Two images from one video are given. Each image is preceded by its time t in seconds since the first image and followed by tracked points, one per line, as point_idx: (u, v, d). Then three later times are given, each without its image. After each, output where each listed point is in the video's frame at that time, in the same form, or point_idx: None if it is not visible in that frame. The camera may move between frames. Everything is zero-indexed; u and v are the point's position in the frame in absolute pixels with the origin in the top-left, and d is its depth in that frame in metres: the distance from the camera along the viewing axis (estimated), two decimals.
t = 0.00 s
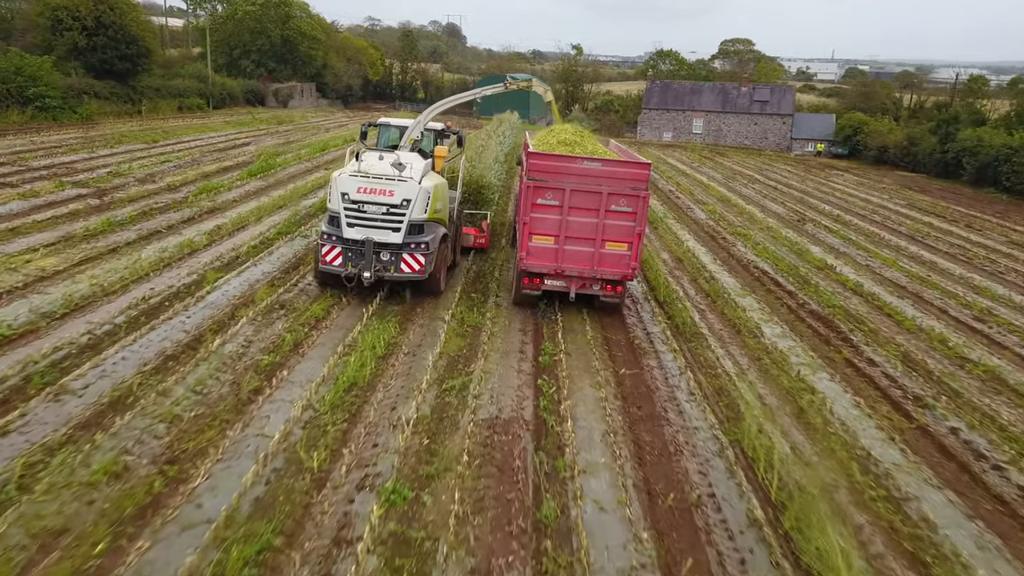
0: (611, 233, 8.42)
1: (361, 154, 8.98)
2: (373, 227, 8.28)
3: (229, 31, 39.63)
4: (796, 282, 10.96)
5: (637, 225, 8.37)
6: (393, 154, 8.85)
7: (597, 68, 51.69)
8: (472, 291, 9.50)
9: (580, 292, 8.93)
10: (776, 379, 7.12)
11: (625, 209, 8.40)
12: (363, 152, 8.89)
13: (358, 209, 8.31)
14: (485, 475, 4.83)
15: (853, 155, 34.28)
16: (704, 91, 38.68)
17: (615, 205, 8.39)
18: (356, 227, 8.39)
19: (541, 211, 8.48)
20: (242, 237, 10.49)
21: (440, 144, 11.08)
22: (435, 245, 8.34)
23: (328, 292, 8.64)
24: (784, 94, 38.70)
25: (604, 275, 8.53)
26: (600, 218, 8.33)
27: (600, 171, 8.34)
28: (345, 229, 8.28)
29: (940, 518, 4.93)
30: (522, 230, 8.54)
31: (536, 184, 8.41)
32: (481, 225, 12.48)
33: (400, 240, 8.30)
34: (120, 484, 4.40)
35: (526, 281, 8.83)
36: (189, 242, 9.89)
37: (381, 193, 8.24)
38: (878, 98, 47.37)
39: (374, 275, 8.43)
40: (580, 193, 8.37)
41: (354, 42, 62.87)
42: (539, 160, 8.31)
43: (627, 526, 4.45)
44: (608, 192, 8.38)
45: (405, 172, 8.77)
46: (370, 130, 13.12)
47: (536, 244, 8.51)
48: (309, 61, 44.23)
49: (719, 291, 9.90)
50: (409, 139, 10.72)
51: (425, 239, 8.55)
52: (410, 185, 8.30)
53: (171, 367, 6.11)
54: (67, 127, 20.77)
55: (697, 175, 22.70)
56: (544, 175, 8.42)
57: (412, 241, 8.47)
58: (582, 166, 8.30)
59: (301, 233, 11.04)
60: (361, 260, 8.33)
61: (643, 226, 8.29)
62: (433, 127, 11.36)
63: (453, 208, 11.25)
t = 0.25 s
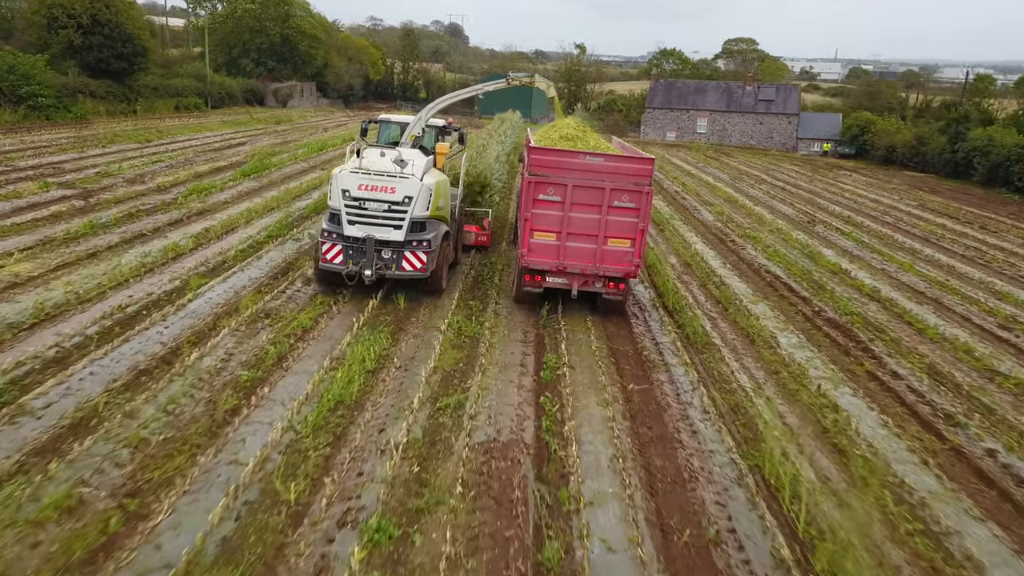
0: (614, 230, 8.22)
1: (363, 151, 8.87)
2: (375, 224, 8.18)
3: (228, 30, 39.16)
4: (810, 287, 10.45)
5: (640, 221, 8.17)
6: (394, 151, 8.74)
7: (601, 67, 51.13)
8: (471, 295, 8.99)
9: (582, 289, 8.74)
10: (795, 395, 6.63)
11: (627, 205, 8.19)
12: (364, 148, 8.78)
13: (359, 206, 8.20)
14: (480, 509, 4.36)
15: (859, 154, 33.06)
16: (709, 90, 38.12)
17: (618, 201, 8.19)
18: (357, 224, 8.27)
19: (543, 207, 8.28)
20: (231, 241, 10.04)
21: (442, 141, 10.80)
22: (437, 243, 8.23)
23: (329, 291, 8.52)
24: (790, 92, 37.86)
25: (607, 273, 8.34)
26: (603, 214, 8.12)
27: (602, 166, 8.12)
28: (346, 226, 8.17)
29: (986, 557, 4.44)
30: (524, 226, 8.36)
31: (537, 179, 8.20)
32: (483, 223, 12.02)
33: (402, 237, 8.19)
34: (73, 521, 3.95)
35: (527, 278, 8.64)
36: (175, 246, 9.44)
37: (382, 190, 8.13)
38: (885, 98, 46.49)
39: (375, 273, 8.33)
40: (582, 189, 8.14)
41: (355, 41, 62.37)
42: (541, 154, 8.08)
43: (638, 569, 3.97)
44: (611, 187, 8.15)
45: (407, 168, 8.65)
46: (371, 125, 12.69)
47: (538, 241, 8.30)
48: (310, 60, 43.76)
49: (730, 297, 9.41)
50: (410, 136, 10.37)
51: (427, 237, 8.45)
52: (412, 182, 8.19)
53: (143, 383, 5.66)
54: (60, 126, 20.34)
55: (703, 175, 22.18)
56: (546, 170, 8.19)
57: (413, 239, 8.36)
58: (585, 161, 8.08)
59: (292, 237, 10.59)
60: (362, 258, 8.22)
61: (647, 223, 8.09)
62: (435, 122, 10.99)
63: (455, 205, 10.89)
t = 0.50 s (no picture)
0: (617, 227, 8.10)
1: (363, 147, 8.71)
2: (376, 221, 8.02)
3: (228, 29, 38.74)
4: (825, 292, 9.97)
5: (643, 218, 8.06)
6: (395, 147, 8.57)
7: (604, 67, 50.62)
8: (469, 298, 8.46)
9: (584, 287, 8.63)
10: (817, 413, 6.16)
11: (630, 202, 8.07)
12: (365, 144, 8.61)
13: (360, 202, 8.04)
14: (475, 549, 3.90)
15: (866, 154, 32.21)
16: (713, 90, 37.59)
17: (620, 198, 8.07)
18: (357, 221, 8.11)
19: (545, 204, 8.17)
20: (219, 245, 9.61)
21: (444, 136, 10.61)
22: (440, 240, 8.08)
23: (329, 288, 8.36)
24: (795, 92, 37.33)
25: (609, 270, 8.23)
26: (605, 211, 8.01)
27: (605, 162, 7.98)
28: (347, 223, 8.00)
29: None
30: (525, 223, 8.25)
31: (539, 176, 8.07)
32: (485, 221, 11.60)
33: (403, 234, 8.04)
34: (14, 565, 3.50)
35: (529, 276, 8.53)
36: (159, 250, 9.00)
37: (383, 186, 7.97)
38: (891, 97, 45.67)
39: (376, 270, 8.17)
40: (585, 186, 8.02)
41: (357, 41, 61.92)
42: (543, 150, 7.94)
43: None
44: (613, 184, 8.02)
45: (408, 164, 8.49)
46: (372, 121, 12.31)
47: (540, 238, 8.19)
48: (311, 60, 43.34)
49: (742, 304, 8.94)
50: (411, 132, 10.07)
51: (428, 233, 8.29)
52: (413, 178, 8.02)
53: (111, 401, 5.21)
54: (53, 126, 19.92)
55: (709, 175, 21.68)
56: (548, 166, 8.06)
57: (415, 235, 8.21)
58: (587, 157, 7.94)
59: (284, 241, 10.15)
60: (363, 255, 8.07)
61: (650, 220, 7.98)
62: (436, 118, 10.65)
63: (456, 202, 10.58)
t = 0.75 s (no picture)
0: (619, 225, 8.00)
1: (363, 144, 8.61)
2: (376, 219, 7.90)
3: (228, 29, 38.38)
4: (839, 300, 9.50)
5: (646, 216, 7.94)
6: (396, 145, 8.47)
7: (607, 68, 50.24)
8: (468, 305, 8.00)
9: (587, 285, 8.52)
10: (840, 434, 5.71)
11: (633, 199, 7.96)
12: (365, 142, 8.52)
13: (360, 200, 7.92)
14: None
15: (873, 156, 31.40)
16: (717, 90, 37.11)
17: (623, 195, 7.96)
18: (358, 218, 7.99)
19: (547, 201, 8.08)
20: (206, 250, 9.19)
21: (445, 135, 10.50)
22: (440, 237, 7.94)
23: (330, 286, 8.24)
24: (800, 94, 36.73)
25: (611, 268, 8.14)
26: (608, 209, 7.91)
27: (608, 159, 7.88)
28: (347, 221, 7.89)
29: None
30: (527, 220, 8.16)
31: (541, 173, 7.98)
32: (488, 219, 11.19)
33: (404, 231, 7.91)
34: None
35: (530, 274, 8.45)
36: (142, 256, 8.59)
37: (383, 183, 7.85)
38: (895, 97, 44.82)
39: (376, 269, 8.04)
40: (587, 183, 7.91)
41: (358, 42, 61.56)
42: (545, 147, 7.85)
43: None
44: (616, 182, 7.92)
45: (409, 162, 8.38)
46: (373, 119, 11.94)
47: (542, 236, 8.10)
48: (311, 61, 42.98)
49: (754, 313, 8.49)
50: (413, 129, 9.86)
51: (429, 231, 8.15)
52: (414, 175, 7.90)
53: (76, 423, 4.80)
54: (46, 126, 19.55)
55: (714, 177, 21.23)
56: (550, 163, 7.96)
57: (415, 233, 8.07)
58: (589, 154, 7.83)
59: (274, 246, 9.73)
60: (364, 253, 7.94)
61: (653, 218, 7.87)
62: (438, 116, 10.37)
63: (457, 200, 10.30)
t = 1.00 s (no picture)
0: (621, 224, 7.82)
1: (363, 143, 8.54)
2: (377, 217, 7.82)
3: (227, 31, 38.09)
4: (854, 308, 9.06)
5: (649, 215, 7.77)
6: (397, 144, 8.40)
7: (608, 71, 49.90)
8: (465, 313, 7.57)
9: (588, 286, 8.31)
10: (865, 456, 5.29)
11: (635, 199, 7.78)
12: (366, 141, 8.44)
13: (361, 199, 7.83)
14: None
15: (879, 158, 30.63)
16: (720, 92, 36.70)
17: (625, 194, 7.78)
18: (358, 217, 7.91)
19: (548, 200, 7.90)
20: (192, 257, 8.80)
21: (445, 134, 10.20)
22: (441, 236, 7.86)
23: (330, 285, 8.19)
24: (804, 97, 36.20)
25: (613, 268, 7.93)
26: (610, 208, 7.73)
27: (609, 158, 7.73)
28: (347, 220, 7.81)
29: None
30: (528, 220, 7.98)
31: (542, 172, 7.82)
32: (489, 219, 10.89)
33: (404, 230, 7.83)
34: None
35: (531, 274, 8.24)
36: (124, 263, 8.20)
37: (384, 182, 7.77)
38: (900, 99, 44.09)
39: (377, 268, 7.96)
40: (589, 182, 7.74)
41: (359, 45, 61.27)
42: (546, 146, 7.70)
43: None
44: (618, 181, 7.76)
45: (409, 161, 8.30)
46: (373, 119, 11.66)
47: (543, 235, 7.92)
48: (311, 64, 42.66)
49: (766, 322, 8.07)
50: (415, 128, 9.63)
51: (430, 230, 8.08)
52: (414, 173, 7.81)
53: (36, 449, 4.41)
54: (38, 128, 19.21)
55: (719, 180, 20.81)
56: (551, 162, 7.81)
57: (416, 232, 7.99)
58: (591, 153, 7.68)
59: (265, 252, 9.34)
60: (364, 252, 7.87)
61: (656, 217, 7.69)
62: (441, 116, 10.17)
63: (459, 200, 10.07)
